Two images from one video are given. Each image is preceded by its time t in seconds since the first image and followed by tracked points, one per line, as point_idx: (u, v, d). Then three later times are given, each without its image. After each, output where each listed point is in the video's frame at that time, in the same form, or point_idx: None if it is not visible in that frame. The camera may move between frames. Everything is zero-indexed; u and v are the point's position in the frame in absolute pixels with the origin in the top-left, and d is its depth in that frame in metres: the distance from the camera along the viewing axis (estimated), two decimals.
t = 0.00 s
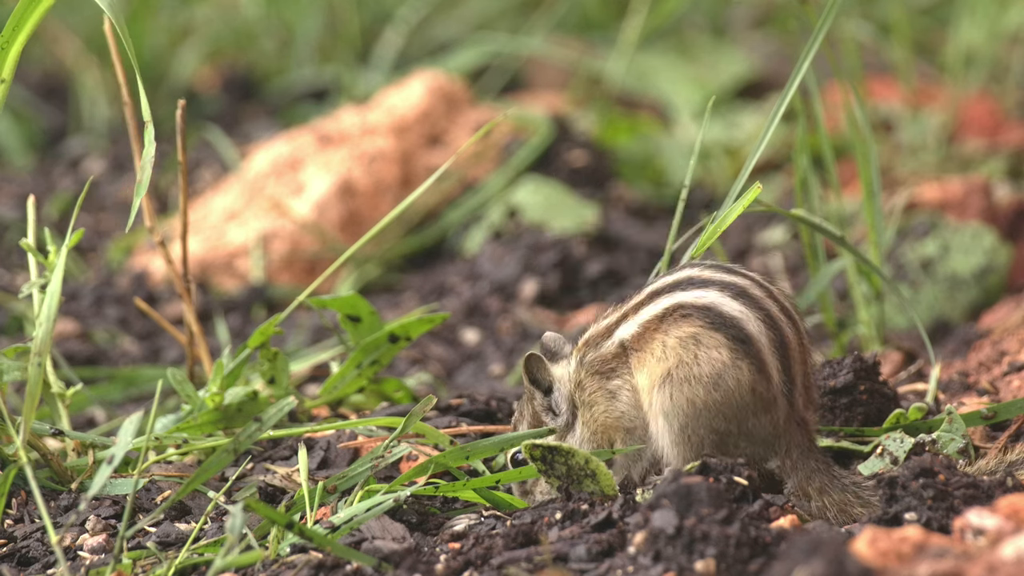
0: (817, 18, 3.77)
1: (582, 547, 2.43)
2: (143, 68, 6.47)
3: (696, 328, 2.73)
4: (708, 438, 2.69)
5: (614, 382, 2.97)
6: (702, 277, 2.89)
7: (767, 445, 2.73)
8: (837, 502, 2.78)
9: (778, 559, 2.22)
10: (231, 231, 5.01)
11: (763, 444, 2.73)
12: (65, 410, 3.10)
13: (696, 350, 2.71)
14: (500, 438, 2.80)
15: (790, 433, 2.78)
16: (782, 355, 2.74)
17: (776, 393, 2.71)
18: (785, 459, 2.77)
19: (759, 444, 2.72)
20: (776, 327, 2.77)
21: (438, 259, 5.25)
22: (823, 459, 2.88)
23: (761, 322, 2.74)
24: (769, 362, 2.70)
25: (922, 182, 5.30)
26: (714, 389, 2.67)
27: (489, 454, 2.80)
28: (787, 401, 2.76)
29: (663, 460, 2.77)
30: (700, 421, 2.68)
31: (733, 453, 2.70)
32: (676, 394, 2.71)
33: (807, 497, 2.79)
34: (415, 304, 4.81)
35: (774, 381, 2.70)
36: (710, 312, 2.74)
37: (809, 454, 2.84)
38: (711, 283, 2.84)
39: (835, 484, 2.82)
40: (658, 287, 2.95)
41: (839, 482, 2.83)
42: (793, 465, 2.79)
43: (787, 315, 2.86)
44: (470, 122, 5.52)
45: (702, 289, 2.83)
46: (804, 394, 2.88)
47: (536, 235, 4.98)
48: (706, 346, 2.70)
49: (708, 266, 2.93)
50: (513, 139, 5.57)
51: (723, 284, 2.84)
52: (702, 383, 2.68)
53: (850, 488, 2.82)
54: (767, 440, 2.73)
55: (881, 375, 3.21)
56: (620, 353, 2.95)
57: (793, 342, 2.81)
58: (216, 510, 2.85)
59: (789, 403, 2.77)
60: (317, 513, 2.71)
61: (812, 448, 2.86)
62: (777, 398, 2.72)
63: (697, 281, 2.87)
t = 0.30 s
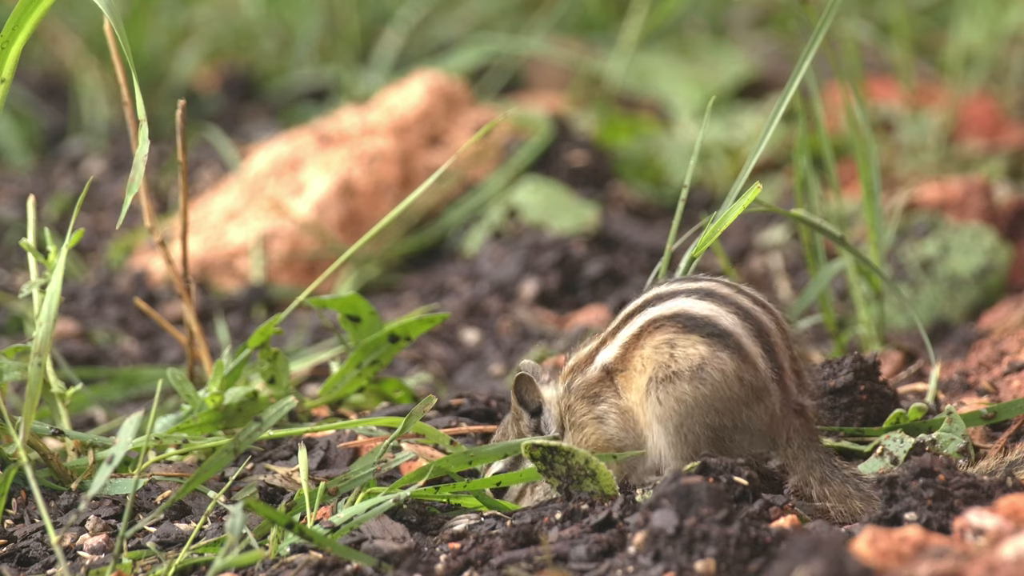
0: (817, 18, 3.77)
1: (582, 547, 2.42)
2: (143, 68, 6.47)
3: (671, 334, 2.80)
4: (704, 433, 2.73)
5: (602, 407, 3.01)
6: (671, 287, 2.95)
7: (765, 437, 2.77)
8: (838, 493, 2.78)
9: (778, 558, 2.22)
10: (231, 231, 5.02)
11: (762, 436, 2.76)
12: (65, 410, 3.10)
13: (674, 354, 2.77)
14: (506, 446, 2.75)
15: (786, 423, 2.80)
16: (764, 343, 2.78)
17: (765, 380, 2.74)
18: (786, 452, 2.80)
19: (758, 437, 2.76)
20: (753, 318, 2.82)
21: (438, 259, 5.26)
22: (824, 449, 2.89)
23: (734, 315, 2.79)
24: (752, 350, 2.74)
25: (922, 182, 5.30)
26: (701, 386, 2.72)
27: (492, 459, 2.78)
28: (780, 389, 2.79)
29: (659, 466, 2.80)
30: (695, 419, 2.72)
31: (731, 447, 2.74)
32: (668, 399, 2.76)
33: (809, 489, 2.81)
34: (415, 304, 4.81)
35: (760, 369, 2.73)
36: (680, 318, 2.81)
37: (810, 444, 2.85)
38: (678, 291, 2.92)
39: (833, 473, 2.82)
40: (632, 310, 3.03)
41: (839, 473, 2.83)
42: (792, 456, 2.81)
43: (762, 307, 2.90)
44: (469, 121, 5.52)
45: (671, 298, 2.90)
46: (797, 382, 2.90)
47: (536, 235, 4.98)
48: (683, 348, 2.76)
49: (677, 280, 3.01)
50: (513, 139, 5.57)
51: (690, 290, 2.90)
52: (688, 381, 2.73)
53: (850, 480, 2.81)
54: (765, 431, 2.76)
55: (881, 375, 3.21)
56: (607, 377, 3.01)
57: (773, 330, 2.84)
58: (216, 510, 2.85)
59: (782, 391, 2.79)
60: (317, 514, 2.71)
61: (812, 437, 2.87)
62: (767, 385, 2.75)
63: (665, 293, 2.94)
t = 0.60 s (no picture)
0: (817, 18, 3.77)
1: (582, 547, 2.42)
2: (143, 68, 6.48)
3: (668, 337, 2.81)
4: (705, 434, 2.73)
5: (604, 411, 2.99)
6: (667, 292, 2.95)
7: (766, 437, 2.77)
8: (837, 494, 2.77)
9: (778, 558, 2.22)
10: (231, 231, 5.02)
11: (762, 436, 2.76)
12: (66, 410, 3.10)
13: (672, 356, 2.78)
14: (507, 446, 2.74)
15: (786, 423, 2.81)
16: (762, 342, 2.79)
17: (765, 380, 2.75)
18: (786, 452, 2.80)
19: (759, 437, 2.76)
20: (751, 318, 2.83)
21: (438, 259, 5.26)
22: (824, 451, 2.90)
23: (732, 315, 2.80)
24: (751, 349, 2.75)
25: (922, 182, 5.30)
26: (700, 386, 2.72)
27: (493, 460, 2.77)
28: (779, 389, 2.80)
29: (660, 468, 2.79)
30: (697, 419, 2.73)
31: (731, 447, 2.74)
32: (669, 402, 2.76)
33: (809, 490, 2.80)
34: (414, 304, 4.81)
35: (760, 368, 2.74)
36: (677, 322, 2.81)
37: (810, 446, 2.85)
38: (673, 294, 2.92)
39: (833, 475, 2.82)
40: (625, 316, 3.02)
41: (839, 474, 2.82)
42: (792, 457, 2.81)
43: (758, 308, 2.91)
44: (469, 121, 5.52)
45: (666, 301, 2.90)
46: (796, 382, 2.91)
47: (536, 235, 4.99)
48: (681, 350, 2.77)
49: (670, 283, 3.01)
50: (513, 139, 5.57)
51: (685, 293, 2.90)
52: (688, 382, 2.74)
53: (850, 481, 2.81)
54: (765, 432, 2.77)
55: (881, 375, 3.21)
56: (606, 383, 3.00)
57: (771, 329, 2.85)
58: (216, 510, 2.85)
59: (782, 390, 2.80)
60: (317, 514, 2.71)
61: (811, 439, 2.87)
62: (768, 385, 2.75)
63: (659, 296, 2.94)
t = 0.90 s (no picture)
0: (817, 18, 3.77)
1: (582, 547, 2.42)
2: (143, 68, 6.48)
3: (681, 334, 2.81)
4: (705, 433, 2.73)
5: (607, 390, 3.03)
6: (679, 284, 2.95)
7: (766, 441, 2.78)
8: (837, 497, 2.72)
9: (778, 558, 2.22)
10: (231, 231, 5.02)
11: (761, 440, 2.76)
12: (66, 410, 3.10)
13: (683, 352, 2.78)
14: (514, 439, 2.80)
15: (783, 430, 2.80)
16: (771, 347, 2.79)
17: (769, 385, 2.75)
18: (784, 456, 2.81)
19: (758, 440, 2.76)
20: (762, 322, 2.82)
21: (439, 259, 5.26)
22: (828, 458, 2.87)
23: (744, 318, 2.80)
24: (758, 354, 2.75)
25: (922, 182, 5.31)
26: (705, 385, 2.72)
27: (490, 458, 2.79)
28: (780, 395, 2.80)
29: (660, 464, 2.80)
30: (697, 418, 2.73)
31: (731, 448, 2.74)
32: (671, 398, 2.76)
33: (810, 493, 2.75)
34: (414, 304, 4.82)
35: (765, 372, 2.75)
36: (690, 318, 2.82)
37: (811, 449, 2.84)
38: (690, 289, 2.92)
39: (833, 477, 2.77)
40: (641, 302, 3.03)
41: (839, 477, 2.77)
42: (793, 458, 2.81)
43: (771, 312, 2.91)
44: (469, 121, 5.52)
45: (682, 296, 2.90)
46: (797, 392, 2.89)
47: (536, 235, 4.99)
48: (690, 349, 2.77)
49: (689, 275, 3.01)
50: (513, 139, 5.57)
51: (698, 290, 2.90)
52: (694, 380, 2.73)
53: (851, 483, 2.75)
54: (764, 437, 2.77)
55: (881, 375, 3.21)
56: (613, 363, 3.02)
57: (780, 335, 2.85)
58: (216, 510, 2.85)
59: (783, 397, 2.81)
60: (317, 514, 2.71)
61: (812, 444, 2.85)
62: (771, 390, 2.76)
63: (677, 288, 2.95)
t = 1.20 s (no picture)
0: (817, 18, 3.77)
1: (582, 547, 2.43)
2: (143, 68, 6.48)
3: (714, 335, 2.75)
4: (695, 439, 2.78)
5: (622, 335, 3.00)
6: (719, 275, 2.86)
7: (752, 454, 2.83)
8: (835, 503, 2.77)
9: (778, 558, 2.22)
10: (231, 231, 5.02)
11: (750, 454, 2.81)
12: (66, 410, 3.10)
13: (706, 357, 2.74)
14: (517, 423, 2.79)
15: (771, 452, 2.85)
16: (784, 377, 2.80)
17: (769, 411, 2.79)
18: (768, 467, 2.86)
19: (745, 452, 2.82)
20: (789, 347, 2.80)
21: (439, 259, 5.26)
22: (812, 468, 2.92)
23: (777, 346, 2.76)
24: (771, 383, 2.76)
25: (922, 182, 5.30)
26: (713, 397, 2.74)
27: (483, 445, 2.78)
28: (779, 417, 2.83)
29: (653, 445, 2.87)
30: (691, 424, 2.77)
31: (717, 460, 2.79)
32: (676, 395, 2.78)
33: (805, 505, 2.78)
34: (414, 304, 4.82)
35: (769, 401, 2.77)
36: (732, 325, 2.74)
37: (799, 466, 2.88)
38: (740, 287, 2.81)
39: (828, 487, 2.81)
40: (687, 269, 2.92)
41: (831, 487, 2.82)
42: (777, 480, 2.84)
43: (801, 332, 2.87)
44: (469, 121, 5.52)
45: (730, 293, 2.80)
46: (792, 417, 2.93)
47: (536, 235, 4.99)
48: (716, 362, 2.73)
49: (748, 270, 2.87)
50: (513, 139, 5.56)
51: (752, 295, 2.80)
52: (705, 389, 2.74)
53: (844, 488, 2.81)
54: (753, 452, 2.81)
55: (881, 375, 3.20)
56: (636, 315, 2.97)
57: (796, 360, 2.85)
58: (216, 510, 2.85)
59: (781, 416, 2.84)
60: (317, 514, 2.71)
61: (794, 464, 2.90)
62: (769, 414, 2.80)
63: (728, 281, 2.83)
